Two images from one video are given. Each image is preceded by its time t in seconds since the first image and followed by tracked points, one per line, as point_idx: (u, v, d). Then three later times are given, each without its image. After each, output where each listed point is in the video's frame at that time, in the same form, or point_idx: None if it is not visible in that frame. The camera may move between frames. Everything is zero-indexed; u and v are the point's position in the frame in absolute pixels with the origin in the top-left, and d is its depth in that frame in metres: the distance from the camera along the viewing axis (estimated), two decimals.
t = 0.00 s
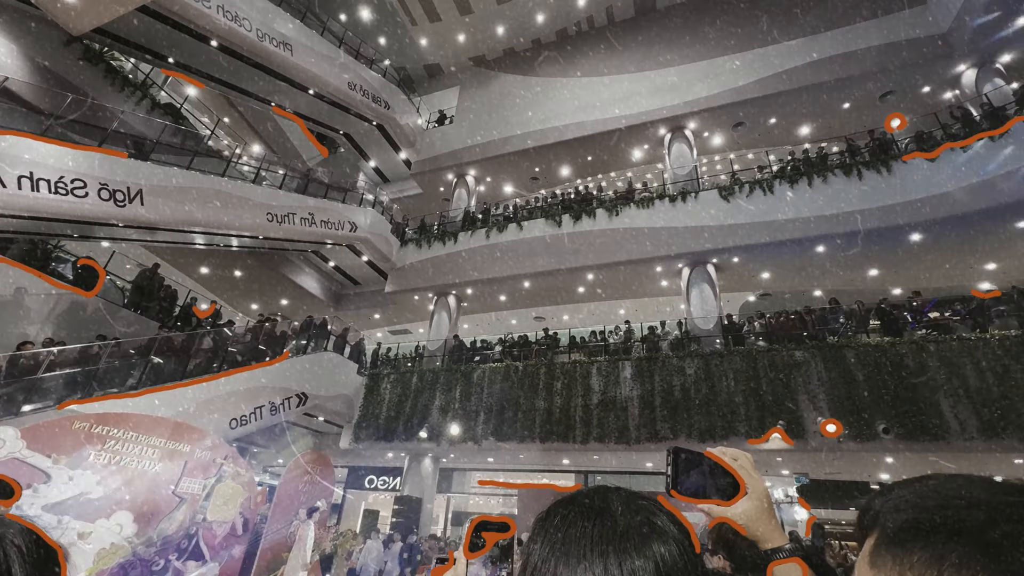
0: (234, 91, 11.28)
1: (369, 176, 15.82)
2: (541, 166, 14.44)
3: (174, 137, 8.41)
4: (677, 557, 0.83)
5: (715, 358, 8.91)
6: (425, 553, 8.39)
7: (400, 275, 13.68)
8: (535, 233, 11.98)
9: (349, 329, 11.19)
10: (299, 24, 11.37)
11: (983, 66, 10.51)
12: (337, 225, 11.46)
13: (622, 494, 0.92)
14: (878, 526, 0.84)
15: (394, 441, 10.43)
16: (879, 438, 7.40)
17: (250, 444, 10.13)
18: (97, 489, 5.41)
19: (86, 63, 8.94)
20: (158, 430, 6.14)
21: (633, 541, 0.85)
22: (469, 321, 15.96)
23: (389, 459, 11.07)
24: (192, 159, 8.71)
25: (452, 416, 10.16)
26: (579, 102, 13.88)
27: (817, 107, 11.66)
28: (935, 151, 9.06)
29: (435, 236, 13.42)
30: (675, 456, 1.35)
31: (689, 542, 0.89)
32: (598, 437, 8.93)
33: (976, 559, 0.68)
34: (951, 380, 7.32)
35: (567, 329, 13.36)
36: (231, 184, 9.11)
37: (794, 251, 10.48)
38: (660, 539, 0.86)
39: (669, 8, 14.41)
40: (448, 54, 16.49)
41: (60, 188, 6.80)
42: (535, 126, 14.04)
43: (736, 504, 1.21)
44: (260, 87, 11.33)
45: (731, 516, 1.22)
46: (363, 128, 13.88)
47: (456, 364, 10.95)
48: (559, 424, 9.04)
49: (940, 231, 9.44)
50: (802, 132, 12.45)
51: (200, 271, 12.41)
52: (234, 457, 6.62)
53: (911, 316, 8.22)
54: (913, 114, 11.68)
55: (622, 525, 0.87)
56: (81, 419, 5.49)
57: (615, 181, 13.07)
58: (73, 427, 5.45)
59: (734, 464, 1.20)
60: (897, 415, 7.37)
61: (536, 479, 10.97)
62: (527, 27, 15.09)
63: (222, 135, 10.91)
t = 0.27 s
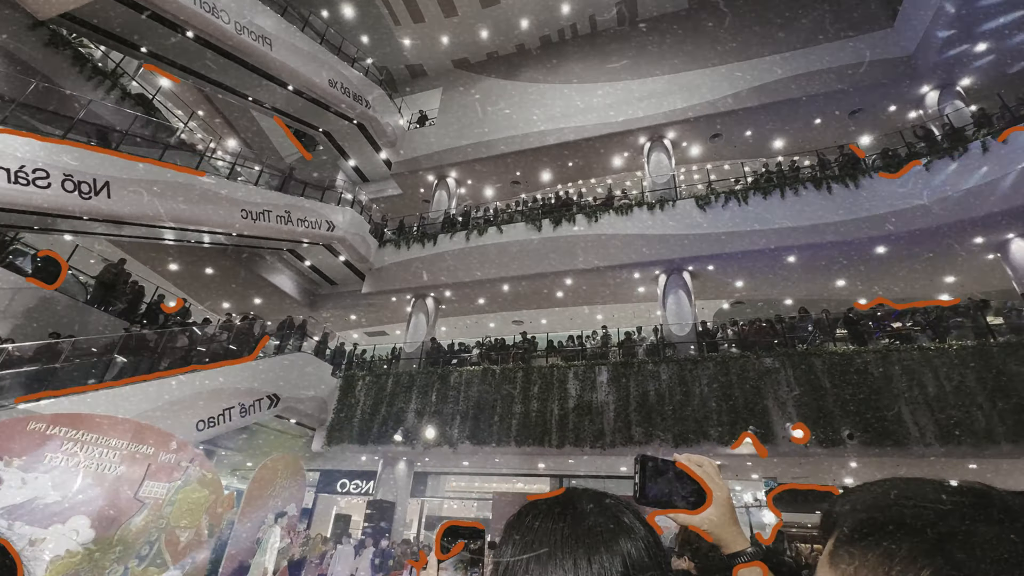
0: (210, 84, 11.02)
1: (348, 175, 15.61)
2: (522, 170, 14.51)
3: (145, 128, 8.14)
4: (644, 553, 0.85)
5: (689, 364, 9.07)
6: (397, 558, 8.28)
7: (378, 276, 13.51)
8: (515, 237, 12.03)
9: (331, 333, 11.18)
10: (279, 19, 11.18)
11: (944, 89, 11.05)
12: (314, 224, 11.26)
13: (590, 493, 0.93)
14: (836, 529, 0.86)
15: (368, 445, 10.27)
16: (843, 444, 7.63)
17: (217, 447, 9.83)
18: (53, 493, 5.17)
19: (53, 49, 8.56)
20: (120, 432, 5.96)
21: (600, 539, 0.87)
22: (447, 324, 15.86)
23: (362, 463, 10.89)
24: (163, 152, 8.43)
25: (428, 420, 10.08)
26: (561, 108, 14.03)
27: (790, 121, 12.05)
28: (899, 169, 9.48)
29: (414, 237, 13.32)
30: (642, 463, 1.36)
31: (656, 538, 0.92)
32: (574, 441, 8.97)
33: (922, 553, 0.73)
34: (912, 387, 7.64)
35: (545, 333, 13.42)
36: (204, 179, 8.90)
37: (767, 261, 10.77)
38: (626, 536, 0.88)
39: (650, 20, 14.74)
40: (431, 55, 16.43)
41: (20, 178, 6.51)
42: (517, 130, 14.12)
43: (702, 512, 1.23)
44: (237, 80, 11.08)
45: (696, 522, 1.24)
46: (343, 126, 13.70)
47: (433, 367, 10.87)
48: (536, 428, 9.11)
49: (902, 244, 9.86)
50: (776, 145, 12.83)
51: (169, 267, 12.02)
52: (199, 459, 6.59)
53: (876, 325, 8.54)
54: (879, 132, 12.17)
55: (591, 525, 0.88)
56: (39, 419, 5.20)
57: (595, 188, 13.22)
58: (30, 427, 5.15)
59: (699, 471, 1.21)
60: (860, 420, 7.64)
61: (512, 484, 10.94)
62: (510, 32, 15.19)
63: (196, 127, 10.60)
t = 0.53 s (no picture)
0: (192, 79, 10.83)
1: (333, 174, 15.45)
2: (509, 173, 14.55)
3: (122, 122, 7.96)
4: (616, 561, 0.87)
5: (671, 368, 9.17)
6: (377, 563, 8.17)
7: (362, 277, 13.37)
8: (500, 240, 12.04)
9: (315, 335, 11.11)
10: (264, 15, 11.05)
11: (918, 104, 11.40)
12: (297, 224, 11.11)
13: (567, 501, 0.96)
14: (811, 532, 0.89)
15: (348, 448, 10.14)
16: (819, 448, 7.80)
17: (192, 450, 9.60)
18: (17, 497, 4.98)
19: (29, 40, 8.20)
20: (90, 431, 5.69)
21: (576, 547, 0.88)
22: (431, 326, 15.78)
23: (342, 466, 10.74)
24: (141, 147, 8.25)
25: (411, 423, 10.01)
26: (548, 113, 14.12)
27: (771, 132, 12.32)
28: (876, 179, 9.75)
29: (399, 238, 13.23)
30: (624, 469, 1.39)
31: (626, 546, 0.94)
32: (556, 445, 8.99)
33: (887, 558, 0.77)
34: (885, 393, 7.84)
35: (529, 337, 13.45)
36: (184, 175, 8.73)
37: (747, 268, 10.97)
38: (603, 545, 0.89)
39: (636, 29, 14.95)
40: (419, 57, 16.39)
41: None
42: (504, 133, 14.15)
43: (678, 516, 1.26)
44: (220, 76, 10.91)
45: (673, 528, 1.27)
46: (328, 125, 13.56)
47: (416, 369, 10.80)
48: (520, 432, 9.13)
49: (877, 254, 10.14)
50: (757, 154, 13.10)
51: (145, 265, 11.74)
52: (173, 462, 6.38)
53: (851, 332, 8.76)
54: (855, 144, 12.52)
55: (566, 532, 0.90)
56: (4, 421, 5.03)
57: (581, 193, 13.33)
58: None
59: (677, 478, 1.24)
60: (835, 426, 7.82)
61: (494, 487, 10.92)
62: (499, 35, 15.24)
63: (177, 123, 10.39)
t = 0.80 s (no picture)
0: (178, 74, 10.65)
1: (320, 173, 15.29)
2: (497, 175, 14.56)
3: (102, 115, 7.79)
4: (578, 560, 0.88)
5: (656, 371, 9.26)
6: (359, 565, 8.07)
7: (347, 277, 13.24)
8: (488, 242, 12.05)
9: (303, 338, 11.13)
10: (251, 11, 10.93)
11: (898, 115, 11.68)
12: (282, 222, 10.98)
13: (535, 502, 0.97)
14: (781, 533, 0.93)
15: (331, 449, 10.02)
16: (799, 451, 7.94)
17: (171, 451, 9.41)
18: None
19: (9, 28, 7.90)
20: (64, 435, 5.66)
21: (539, 545, 0.89)
22: (417, 327, 15.68)
23: (325, 467, 10.60)
24: (122, 141, 8.09)
25: (396, 424, 9.94)
26: (537, 116, 14.18)
27: (756, 139, 12.53)
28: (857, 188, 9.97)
29: (386, 238, 13.14)
30: (603, 472, 1.41)
31: (591, 545, 0.95)
32: (541, 447, 9.00)
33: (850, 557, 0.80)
34: (863, 398, 8.02)
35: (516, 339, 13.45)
36: (166, 171, 8.58)
37: (732, 273, 11.11)
38: (563, 542, 0.91)
39: (625, 35, 15.10)
40: (409, 56, 16.34)
41: None
42: (494, 135, 14.17)
43: (655, 517, 1.27)
44: (205, 71, 10.75)
45: (650, 529, 1.28)
46: (315, 123, 13.43)
47: (401, 370, 10.73)
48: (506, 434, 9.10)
49: (857, 261, 10.36)
50: (743, 161, 13.30)
51: (125, 262, 11.49)
52: (152, 464, 6.24)
53: (831, 337, 8.94)
54: (837, 153, 12.78)
55: (531, 531, 0.91)
56: None
57: (569, 196, 13.39)
58: None
59: (653, 480, 1.26)
60: (815, 429, 7.96)
61: (478, 489, 10.89)
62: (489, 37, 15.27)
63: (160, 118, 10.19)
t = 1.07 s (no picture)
0: (163, 67, 10.50)
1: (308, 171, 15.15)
2: (487, 177, 14.57)
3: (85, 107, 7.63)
4: (556, 563, 0.88)
5: (642, 374, 9.32)
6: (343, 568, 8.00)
7: (334, 276, 13.11)
8: (477, 243, 12.05)
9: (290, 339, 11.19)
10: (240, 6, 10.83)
11: (881, 125, 11.93)
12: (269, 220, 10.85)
13: (514, 505, 0.97)
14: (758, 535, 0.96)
15: (316, 450, 9.91)
16: (783, 454, 8.04)
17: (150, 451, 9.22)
18: None
19: None
20: (40, 433, 5.49)
21: (515, 550, 0.89)
22: (404, 328, 15.59)
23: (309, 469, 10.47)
24: (105, 134, 7.94)
25: (382, 426, 9.88)
26: (528, 119, 14.23)
27: (743, 146, 12.71)
28: (842, 195, 10.16)
29: (375, 238, 13.05)
30: (587, 473, 1.44)
31: (571, 548, 0.95)
32: (528, 449, 8.99)
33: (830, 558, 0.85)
34: (845, 402, 8.16)
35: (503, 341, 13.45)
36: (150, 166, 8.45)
37: (719, 278, 11.24)
38: (541, 547, 0.91)
39: (616, 41, 15.24)
40: (401, 56, 16.28)
41: None
42: (485, 137, 14.17)
43: (636, 518, 1.29)
44: (193, 65, 10.60)
45: (631, 531, 1.29)
46: (305, 120, 13.30)
47: (388, 371, 10.67)
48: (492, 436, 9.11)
49: (841, 267, 10.56)
50: (730, 168, 13.48)
51: (105, 258, 11.25)
52: (130, 464, 6.14)
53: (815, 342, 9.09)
54: (822, 161, 13.02)
55: (510, 535, 0.92)
56: None
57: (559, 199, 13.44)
58: None
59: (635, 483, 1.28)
60: (797, 432, 8.08)
61: (464, 491, 10.86)
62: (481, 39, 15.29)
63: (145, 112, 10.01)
